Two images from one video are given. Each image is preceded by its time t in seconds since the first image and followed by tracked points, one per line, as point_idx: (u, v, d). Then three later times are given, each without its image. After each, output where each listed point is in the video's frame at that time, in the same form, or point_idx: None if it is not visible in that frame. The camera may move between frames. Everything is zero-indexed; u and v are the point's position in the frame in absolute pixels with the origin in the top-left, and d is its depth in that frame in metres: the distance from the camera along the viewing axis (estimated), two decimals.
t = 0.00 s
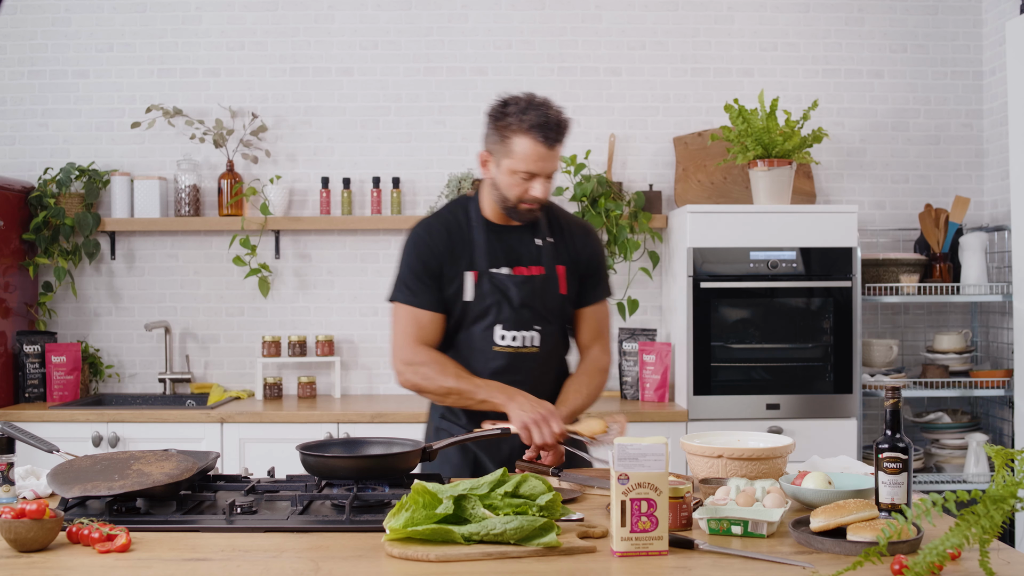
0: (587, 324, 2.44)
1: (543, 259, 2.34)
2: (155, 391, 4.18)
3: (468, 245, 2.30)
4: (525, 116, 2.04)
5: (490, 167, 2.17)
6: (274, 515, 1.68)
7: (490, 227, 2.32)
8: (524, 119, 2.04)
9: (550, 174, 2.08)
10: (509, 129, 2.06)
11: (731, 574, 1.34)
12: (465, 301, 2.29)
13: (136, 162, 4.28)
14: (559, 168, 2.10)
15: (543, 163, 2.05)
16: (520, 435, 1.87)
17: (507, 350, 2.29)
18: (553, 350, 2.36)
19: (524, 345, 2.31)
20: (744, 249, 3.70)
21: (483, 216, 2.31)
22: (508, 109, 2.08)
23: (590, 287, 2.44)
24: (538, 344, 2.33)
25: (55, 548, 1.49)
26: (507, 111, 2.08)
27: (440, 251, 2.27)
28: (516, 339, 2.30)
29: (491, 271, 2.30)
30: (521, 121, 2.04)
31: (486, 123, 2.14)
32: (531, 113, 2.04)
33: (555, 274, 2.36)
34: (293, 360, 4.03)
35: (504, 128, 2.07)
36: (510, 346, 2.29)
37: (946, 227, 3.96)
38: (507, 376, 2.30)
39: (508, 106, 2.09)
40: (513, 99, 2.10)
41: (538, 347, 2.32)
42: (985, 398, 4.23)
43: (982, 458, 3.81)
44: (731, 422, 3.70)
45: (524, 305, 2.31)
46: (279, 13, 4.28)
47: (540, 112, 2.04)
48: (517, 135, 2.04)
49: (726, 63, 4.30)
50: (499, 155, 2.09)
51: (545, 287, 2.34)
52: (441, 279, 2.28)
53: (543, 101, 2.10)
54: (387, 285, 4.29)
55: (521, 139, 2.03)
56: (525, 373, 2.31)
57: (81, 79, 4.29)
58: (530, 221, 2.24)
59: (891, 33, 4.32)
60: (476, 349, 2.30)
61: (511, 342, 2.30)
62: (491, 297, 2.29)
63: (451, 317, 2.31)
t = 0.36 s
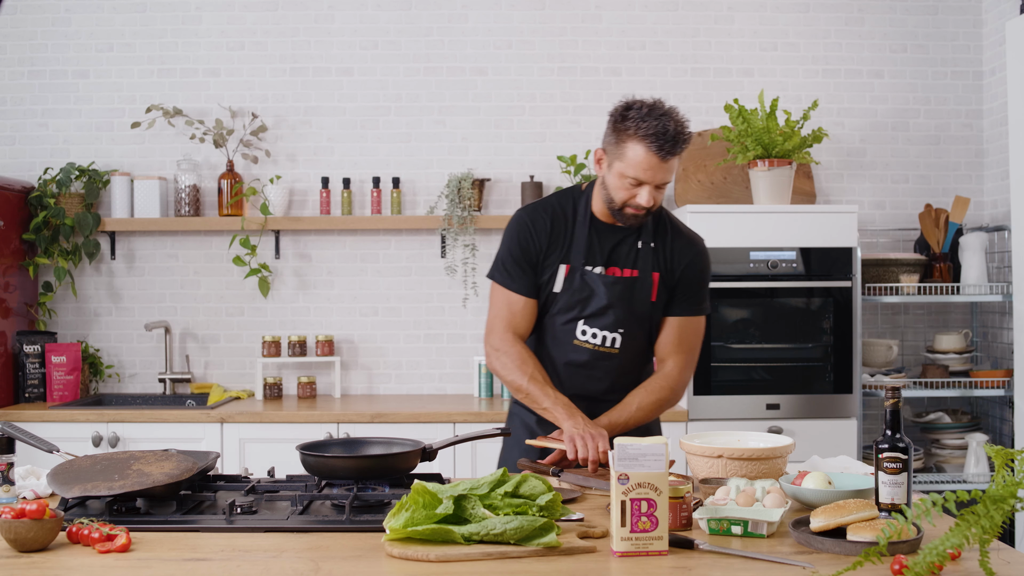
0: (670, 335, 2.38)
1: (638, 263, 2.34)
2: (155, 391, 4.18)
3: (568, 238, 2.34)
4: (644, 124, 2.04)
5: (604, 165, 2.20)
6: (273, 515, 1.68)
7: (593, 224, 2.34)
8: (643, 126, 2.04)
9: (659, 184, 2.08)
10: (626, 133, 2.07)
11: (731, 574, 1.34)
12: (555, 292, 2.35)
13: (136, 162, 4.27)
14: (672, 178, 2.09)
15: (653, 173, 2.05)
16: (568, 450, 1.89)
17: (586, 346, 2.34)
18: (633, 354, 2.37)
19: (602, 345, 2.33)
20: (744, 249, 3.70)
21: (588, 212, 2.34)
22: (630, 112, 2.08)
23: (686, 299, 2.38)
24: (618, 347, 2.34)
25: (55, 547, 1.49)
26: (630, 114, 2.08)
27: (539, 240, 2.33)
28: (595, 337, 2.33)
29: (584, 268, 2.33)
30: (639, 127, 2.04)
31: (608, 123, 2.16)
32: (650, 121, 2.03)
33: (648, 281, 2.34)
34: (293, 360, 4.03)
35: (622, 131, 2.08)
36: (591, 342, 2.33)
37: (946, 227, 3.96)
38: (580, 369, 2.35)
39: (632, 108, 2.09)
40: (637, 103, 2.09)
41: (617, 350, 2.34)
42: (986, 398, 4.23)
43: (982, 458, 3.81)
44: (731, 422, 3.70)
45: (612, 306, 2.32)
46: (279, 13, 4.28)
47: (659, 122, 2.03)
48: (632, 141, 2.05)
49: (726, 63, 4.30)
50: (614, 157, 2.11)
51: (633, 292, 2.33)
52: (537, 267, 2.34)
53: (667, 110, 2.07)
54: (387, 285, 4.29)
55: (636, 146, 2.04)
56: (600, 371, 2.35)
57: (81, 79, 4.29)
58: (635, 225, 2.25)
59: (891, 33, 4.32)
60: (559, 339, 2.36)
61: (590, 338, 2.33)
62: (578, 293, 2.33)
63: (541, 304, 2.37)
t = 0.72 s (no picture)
0: (711, 313, 2.42)
1: (659, 251, 2.34)
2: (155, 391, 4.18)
3: (583, 237, 2.34)
4: (645, 115, 2.05)
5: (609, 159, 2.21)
6: (273, 515, 1.68)
7: (605, 220, 2.36)
8: (643, 117, 2.05)
9: (663, 174, 2.09)
10: (628, 125, 2.08)
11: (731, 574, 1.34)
12: (576, 291, 2.33)
13: (136, 162, 4.27)
14: (676, 167, 2.10)
15: (656, 164, 2.06)
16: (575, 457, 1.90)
17: (614, 340, 2.31)
18: (662, 345, 2.33)
19: (629, 338, 2.30)
20: (744, 249, 3.70)
21: (599, 209, 2.36)
22: (631, 104, 2.10)
23: (711, 281, 2.41)
24: (646, 338, 2.31)
25: (55, 548, 1.49)
26: (631, 106, 2.10)
27: (555, 240, 2.33)
28: (622, 331, 2.30)
29: (603, 263, 2.32)
30: (640, 119, 2.05)
31: (610, 116, 2.17)
32: (652, 113, 2.04)
33: (671, 268, 2.33)
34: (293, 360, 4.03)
35: (624, 123, 2.09)
36: (618, 336, 2.31)
37: (946, 227, 3.96)
38: (610, 366, 2.31)
39: (633, 100, 2.10)
40: (637, 95, 2.11)
41: (645, 341, 2.31)
42: (986, 399, 4.23)
43: (982, 458, 3.81)
44: (731, 422, 3.70)
45: (637, 295, 2.30)
46: (279, 13, 4.28)
47: (661, 112, 2.04)
48: (634, 133, 2.06)
49: (726, 63, 4.30)
50: (617, 150, 2.13)
51: (658, 280, 2.31)
52: (554, 269, 2.33)
53: (668, 100, 2.08)
54: (387, 285, 4.29)
55: (638, 138, 2.06)
56: (630, 366, 2.32)
57: (81, 79, 4.29)
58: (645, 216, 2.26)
59: (891, 33, 4.32)
60: (584, 339, 2.33)
61: (617, 332, 2.31)
62: (601, 287, 2.31)
63: (562, 307, 2.35)
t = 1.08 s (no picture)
0: (710, 314, 2.41)
1: (663, 246, 2.34)
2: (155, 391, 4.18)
3: (586, 232, 2.35)
4: (645, 108, 2.06)
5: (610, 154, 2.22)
6: (273, 515, 1.68)
7: (609, 215, 2.36)
8: (643, 109, 2.06)
9: (664, 167, 2.09)
10: (629, 119, 2.09)
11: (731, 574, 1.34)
12: (581, 286, 2.33)
13: (136, 162, 4.27)
14: (677, 160, 2.10)
15: (656, 156, 2.06)
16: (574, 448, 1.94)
17: (619, 335, 2.30)
18: (668, 340, 2.32)
19: (635, 332, 2.30)
20: (744, 250, 3.70)
21: (603, 205, 2.36)
22: (631, 98, 2.11)
23: (713, 278, 2.41)
24: (652, 332, 2.30)
25: (55, 547, 1.49)
26: (631, 100, 2.11)
27: (558, 236, 2.34)
28: (627, 325, 2.30)
29: (607, 257, 2.32)
30: (641, 112, 2.06)
31: (611, 112, 2.18)
32: (652, 105, 2.05)
33: (676, 263, 2.33)
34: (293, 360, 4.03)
35: (624, 117, 2.10)
36: (623, 331, 2.30)
37: (946, 227, 3.96)
38: (616, 361, 2.30)
39: (633, 94, 2.11)
40: (638, 89, 2.12)
41: (651, 335, 2.30)
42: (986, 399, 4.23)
43: (982, 458, 3.81)
44: (731, 422, 3.70)
45: (640, 290, 2.30)
46: (279, 13, 4.28)
47: (660, 105, 2.05)
48: (634, 126, 2.07)
49: (725, 63, 4.30)
50: (618, 144, 2.13)
51: (661, 274, 2.31)
52: (557, 264, 2.34)
53: (668, 93, 2.09)
54: (387, 285, 4.29)
55: (638, 130, 2.06)
56: (636, 361, 2.31)
57: (81, 79, 4.29)
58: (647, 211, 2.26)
59: (891, 33, 4.32)
60: (589, 334, 2.32)
61: (622, 327, 2.30)
62: (605, 282, 2.31)
63: (567, 303, 2.36)
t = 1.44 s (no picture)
0: (716, 315, 2.40)
1: (668, 246, 2.34)
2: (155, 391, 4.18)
3: (591, 230, 2.35)
4: (652, 108, 2.06)
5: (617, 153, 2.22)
6: (274, 514, 1.68)
7: (615, 214, 2.37)
8: (650, 110, 2.06)
9: (668, 167, 2.09)
10: (635, 118, 2.09)
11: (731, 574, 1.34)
12: (585, 284, 2.33)
13: (136, 162, 4.27)
14: (682, 162, 2.10)
15: (661, 156, 2.06)
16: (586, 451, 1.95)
17: (622, 333, 2.30)
18: (670, 339, 2.32)
19: (637, 331, 2.30)
20: (744, 250, 3.70)
21: (609, 204, 2.36)
22: (639, 98, 2.11)
23: (718, 278, 2.40)
24: (654, 331, 2.30)
25: (55, 547, 1.49)
26: (638, 99, 2.11)
27: (564, 234, 2.34)
28: (629, 324, 2.30)
29: (612, 255, 2.32)
30: (648, 111, 2.06)
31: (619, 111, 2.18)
32: (659, 105, 2.06)
33: (680, 262, 2.33)
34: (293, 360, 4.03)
35: (631, 116, 2.10)
36: (626, 329, 2.30)
37: (946, 227, 3.97)
38: (619, 360, 2.31)
39: (641, 94, 2.11)
40: (646, 89, 2.12)
41: (653, 334, 2.30)
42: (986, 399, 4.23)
43: (982, 458, 3.81)
44: (731, 422, 3.70)
45: (644, 288, 2.30)
46: (279, 13, 4.28)
47: (667, 106, 2.05)
48: (641, 125, 2.07)
49: (725, 63, 4.30)
50: (624, 143, 2.13)
51: (666, 273, 2.31)
52: (562, 262, 2.34)
53: (675, 95, 2.09)
54: (387, 285, 4.29)
55: (644, 130, 2.06)
56: (638, 359, 2.31)
57: (81, 79, 4.29)
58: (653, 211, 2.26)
59: (891, 33, 4.32)
60: (592, 332, 2.32)
61: (625, 325, 2.30)
62: (609, 280, 2.31)
63: (572, 300, 2.36)
